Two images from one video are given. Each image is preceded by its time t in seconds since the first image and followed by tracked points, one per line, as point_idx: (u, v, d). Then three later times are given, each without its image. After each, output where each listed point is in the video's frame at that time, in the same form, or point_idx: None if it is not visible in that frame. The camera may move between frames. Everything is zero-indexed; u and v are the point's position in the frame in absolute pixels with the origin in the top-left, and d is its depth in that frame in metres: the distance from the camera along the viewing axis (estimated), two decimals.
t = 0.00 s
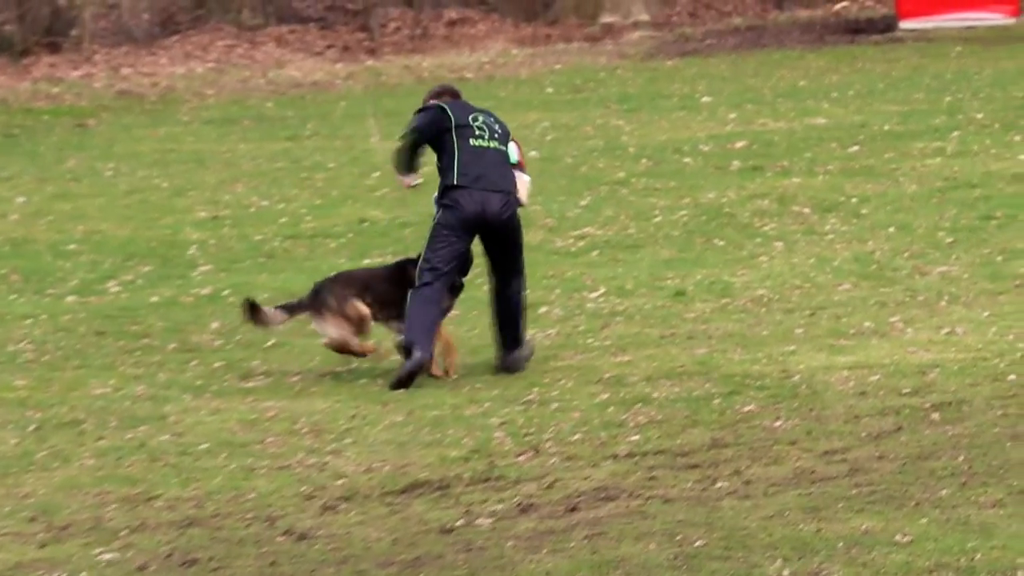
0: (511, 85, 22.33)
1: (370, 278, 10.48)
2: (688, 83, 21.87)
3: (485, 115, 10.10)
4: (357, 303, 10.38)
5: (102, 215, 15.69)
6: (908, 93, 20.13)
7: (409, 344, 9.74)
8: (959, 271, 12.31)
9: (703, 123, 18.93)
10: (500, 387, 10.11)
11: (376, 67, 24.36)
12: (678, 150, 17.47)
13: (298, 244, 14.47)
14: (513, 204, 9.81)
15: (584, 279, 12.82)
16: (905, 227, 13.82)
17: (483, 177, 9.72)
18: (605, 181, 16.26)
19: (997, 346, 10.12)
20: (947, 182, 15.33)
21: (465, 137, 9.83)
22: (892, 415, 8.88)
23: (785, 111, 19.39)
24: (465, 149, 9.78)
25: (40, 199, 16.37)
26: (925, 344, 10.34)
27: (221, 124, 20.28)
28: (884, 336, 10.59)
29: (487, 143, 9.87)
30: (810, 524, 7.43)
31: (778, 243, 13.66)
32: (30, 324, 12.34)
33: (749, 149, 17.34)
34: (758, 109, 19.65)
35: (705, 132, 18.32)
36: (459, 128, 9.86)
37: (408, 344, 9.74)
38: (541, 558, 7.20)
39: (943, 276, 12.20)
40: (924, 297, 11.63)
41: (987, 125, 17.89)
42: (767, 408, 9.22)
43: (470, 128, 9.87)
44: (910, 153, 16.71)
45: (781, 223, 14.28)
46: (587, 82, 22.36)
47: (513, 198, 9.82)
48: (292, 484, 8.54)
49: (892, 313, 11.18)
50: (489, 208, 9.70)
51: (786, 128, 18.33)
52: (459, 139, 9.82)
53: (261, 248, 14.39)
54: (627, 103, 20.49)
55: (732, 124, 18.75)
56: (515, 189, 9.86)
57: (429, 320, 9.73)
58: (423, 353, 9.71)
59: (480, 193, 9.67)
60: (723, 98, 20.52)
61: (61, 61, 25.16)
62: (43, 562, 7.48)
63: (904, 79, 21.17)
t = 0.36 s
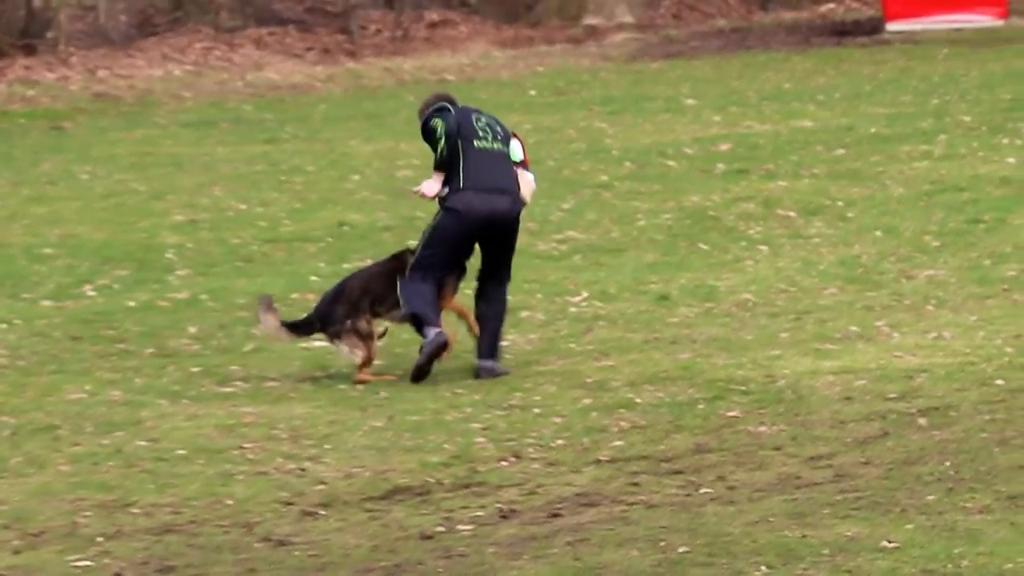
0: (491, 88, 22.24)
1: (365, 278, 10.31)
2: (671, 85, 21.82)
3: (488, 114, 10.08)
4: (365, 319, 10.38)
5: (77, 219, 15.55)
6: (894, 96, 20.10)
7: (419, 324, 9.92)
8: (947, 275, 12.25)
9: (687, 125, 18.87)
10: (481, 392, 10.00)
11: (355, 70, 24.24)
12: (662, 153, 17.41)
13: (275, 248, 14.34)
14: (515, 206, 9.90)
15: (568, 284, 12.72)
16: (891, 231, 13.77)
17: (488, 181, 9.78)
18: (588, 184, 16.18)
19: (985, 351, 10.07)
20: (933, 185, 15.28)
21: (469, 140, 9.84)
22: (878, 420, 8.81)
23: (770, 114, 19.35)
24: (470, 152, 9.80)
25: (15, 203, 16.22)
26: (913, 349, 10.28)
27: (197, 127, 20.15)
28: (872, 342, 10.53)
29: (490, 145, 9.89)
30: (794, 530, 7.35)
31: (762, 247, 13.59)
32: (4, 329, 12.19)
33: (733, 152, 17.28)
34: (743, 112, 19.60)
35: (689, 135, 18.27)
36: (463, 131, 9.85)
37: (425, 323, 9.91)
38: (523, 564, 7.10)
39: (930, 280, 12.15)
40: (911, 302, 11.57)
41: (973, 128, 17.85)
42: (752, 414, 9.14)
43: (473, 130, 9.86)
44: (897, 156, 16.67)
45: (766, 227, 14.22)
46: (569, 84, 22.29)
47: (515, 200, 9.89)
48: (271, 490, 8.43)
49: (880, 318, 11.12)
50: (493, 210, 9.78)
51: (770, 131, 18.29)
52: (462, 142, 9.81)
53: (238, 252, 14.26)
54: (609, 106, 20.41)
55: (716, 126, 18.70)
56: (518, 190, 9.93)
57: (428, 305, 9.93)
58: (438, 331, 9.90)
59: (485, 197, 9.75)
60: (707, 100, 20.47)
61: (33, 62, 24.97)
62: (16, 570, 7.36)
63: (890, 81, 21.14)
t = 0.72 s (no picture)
0: (469, 91, 22.09)
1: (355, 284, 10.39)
2: (650, 89, 21.69)
3: (477, 109, 9.95)
4: (349, 316, 10.36)
5: (47, 224, 15.35)
6: (875, 99, 20.00)
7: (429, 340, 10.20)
8: (928, 281, 12.14)
9: (665, 129, 18.75)
10: (457, 401, 9.84)
11: (329, 72, 24.07)
12: (640, 157, 17.28)
13: (248, 254, 14.17)
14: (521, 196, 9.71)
15: (544, 290, 12.57)
16: (872, 237, 13.65)
17: (491, 174, 9.61)
18: (565, 189, 16.04)
19: (966, 358, 9.94)
20: (915, 190, 15.16)
21: (464, 136, 9.70)
22: (859, 429, 8.68)
23: (749, 117, 19.23)
24: (468, 148, 9.65)
25: None
26: (893, 356, 10.15)
27: (169, 131, 19.95)
28: (851, 349, 10.40)
29: (486, 138, 9.74)
30: (775, 541, 7.20)
31: (742, 253, 13.46)
32: None
33: (712, 156, 17.15)
34: (722, 115, 19.48)
35: (667, 139, 18.14)
36: (456, 128, 9.71)
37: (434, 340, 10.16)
38: None
39: (911, 286, 12.03)
40: (892, 308, 11.45)
41: (956, 132, 17.75)
42: (731, 423, 8.99)
43: (466, 125, 9.73)
44: (878, 160, 16.56)
45: (745, 232, 14.09)
46: (546, 87, 22.16)
47: (519, 189, 9.72)
48: (243, 500, 8.26)
49: (860, 325, 10.99)
50: (500, 203, 9.59)
51: (750, 135, 18.17)
52: (458, 139, 9.68)
53: (210, 258, 14.08)
54: (586, 109, 20.29)
55: (695, 130, 18.58)
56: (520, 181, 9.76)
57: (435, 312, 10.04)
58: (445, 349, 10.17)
59: (490, 190, 9.57)
60: (686, 104, 20.35)
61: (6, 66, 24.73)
62: None
63: (871, 84, 21.05)
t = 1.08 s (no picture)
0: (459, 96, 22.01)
1: (367, 280, 10.43)
2: (642, 94, 21.62)
3: (479, 114, 10.03)
4: (354, 305, 10.35)
5: (31, 231, 15.23)
6: (870, 105, 19.93)
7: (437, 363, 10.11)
8: (924, 289, 12.05)
9: (657, 135, 18.67)
10: (446, 410, 9.74)
11: (317, 77, 23.98)
12: (632, 163, 17.20)
13: (235, 261, 14.06)
14: (528, 201, 9.83)
15: (535, 297, 12.48)
16: (867, 244, 13.57)
17: (497, 184, 9.73)
18: (556, 195, 15.95)
19: (962, 366, 9.86)
20: (910, 197, 15.08)
21: (466, 148, 9.81)
22: (854, 439, 8.58)
23: (743, 123, 19.16)
24: (471, 160, 9.77)
25: None
26: (888, 365, 10.06)
27: (155, 136, 19.83)
28: (845, 357, 10.31)
29: (489, 147, 9.85)
30: (768, 552, 7.10)
31: (735, 260, 13.37)
32: None
33: (705, 162, 17.07)
34: (715, 120, 19.41)
35: (660, 145, 18.06)
36: (457, 141, 9.81)
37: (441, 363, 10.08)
38: None
39: (907, 294, 11.94)
40: (887, 316, 11.36)
41: (951, 138, 17.67)
42: (724, 432, 8.89)
43: (468, 136, 9.83)
44: (873, 166, 16.49)
45: (738, 239, 14.01)
46: (537, 92, 22.08)
47: (527, 195, 9.84)
48: (229, 511, 8.14)
49: (855, 333, 10.91)
50: (509, 211, 9.71)
51: (743, 140, 18.10)
52: (461, 153, 9.79)
53: (197, 265, 13.97)
54: (578, 115, 20.21)
55: (687, 136, 18.51)
56: (526, 186, 9.87)
57: (449, 330, 10.04)
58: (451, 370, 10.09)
59: (497, 201, 9.69)
60: (679, 109, 20.28)
61: None
62: None
63: (866, 90, 20.99)
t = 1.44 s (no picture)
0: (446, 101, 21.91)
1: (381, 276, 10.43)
2: (631, 99, 21.54)
3: (501, 113, 9.91)
4: (371, 302, 10.38)
5: (13, 238, 15.11)
6: (862, 110, 19.87)
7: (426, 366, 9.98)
8: (917, 296, 11.98)
9: (647, 140, 18.59)
10: (435, 418, 9.64)
11: (302, 82, 23.89)
12: (621, 169, 17.13)
13: (221, 268, 13.95)
14: (526, 210, 9.73)
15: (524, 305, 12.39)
16: (859, 251, 13.50)
17: (499, 186, 9.64)
18: (545, 202, 15.87)
19: (955, 375, 9.78)
20: (902, 204, 15.00)
21: (479, 144, 9.70)
22: (846, 447, 8.50)
23: (733, 128, 19.09)
24: (480, 157, 9.66)
25: None
26: (881, 374, 9.98)
27: (138, 142, 19.72)
28: (837, 366, 10.23)
29: (501, 147, 9.74)
30: (761, 561, 7.01)
31: (726, 267, 13.29)
32: None
33: (695, 168, 17.00)
34: (705, 126, 19.35)
35: (649, 151, 17.98)
36: (472, 134, 9.70)
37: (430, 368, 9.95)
38: None
39: (899, 302, 11.87)
40: (880, 325, 11.29)
41: (944, 143, 17.60)
42: (715, 441, 8.81)
43: (483, 132, 9.72)
44: (865, 172, 16.43)
45: (729, 246, 13.94)
46: (526, 97, 21.99)
47: (527, 202, 9.75)
48: (215, 521, 8.03)
49: (847, 342, 10.83)
50: (506, 215, 9.64)
51: (734, 146, 18.03)
52: (472, 146, 9.68)
53: (182, 272, 13.86)
54: (566, 120, 20.13)
55: (677, 142, 18.44)
56: (528, 193, 9.77)
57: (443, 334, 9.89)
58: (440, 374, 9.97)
59: (495, 203, 9.61)
60: (668, 114, 20.20)
61: None
62: None
63: (857, 95, 20.92)
